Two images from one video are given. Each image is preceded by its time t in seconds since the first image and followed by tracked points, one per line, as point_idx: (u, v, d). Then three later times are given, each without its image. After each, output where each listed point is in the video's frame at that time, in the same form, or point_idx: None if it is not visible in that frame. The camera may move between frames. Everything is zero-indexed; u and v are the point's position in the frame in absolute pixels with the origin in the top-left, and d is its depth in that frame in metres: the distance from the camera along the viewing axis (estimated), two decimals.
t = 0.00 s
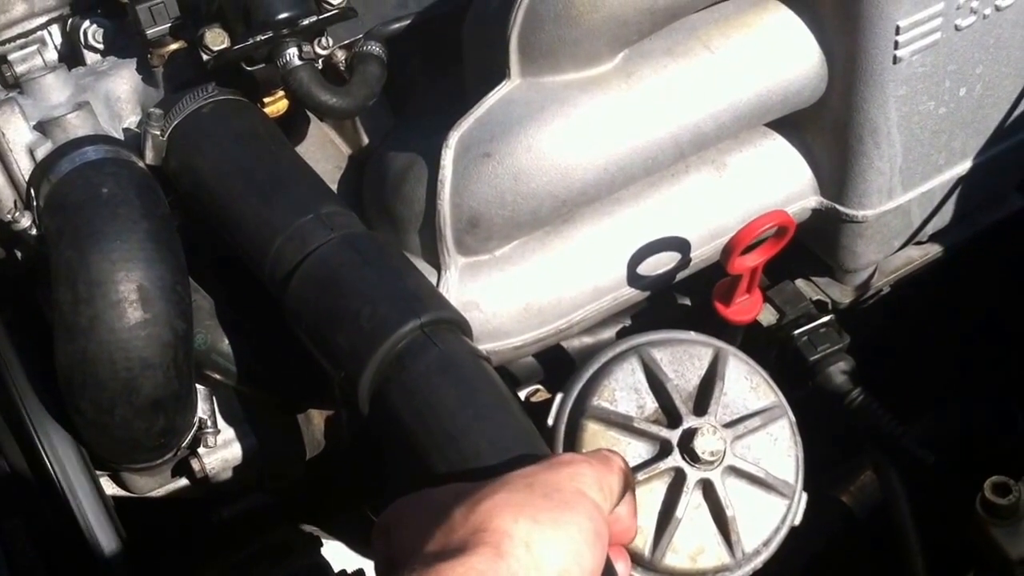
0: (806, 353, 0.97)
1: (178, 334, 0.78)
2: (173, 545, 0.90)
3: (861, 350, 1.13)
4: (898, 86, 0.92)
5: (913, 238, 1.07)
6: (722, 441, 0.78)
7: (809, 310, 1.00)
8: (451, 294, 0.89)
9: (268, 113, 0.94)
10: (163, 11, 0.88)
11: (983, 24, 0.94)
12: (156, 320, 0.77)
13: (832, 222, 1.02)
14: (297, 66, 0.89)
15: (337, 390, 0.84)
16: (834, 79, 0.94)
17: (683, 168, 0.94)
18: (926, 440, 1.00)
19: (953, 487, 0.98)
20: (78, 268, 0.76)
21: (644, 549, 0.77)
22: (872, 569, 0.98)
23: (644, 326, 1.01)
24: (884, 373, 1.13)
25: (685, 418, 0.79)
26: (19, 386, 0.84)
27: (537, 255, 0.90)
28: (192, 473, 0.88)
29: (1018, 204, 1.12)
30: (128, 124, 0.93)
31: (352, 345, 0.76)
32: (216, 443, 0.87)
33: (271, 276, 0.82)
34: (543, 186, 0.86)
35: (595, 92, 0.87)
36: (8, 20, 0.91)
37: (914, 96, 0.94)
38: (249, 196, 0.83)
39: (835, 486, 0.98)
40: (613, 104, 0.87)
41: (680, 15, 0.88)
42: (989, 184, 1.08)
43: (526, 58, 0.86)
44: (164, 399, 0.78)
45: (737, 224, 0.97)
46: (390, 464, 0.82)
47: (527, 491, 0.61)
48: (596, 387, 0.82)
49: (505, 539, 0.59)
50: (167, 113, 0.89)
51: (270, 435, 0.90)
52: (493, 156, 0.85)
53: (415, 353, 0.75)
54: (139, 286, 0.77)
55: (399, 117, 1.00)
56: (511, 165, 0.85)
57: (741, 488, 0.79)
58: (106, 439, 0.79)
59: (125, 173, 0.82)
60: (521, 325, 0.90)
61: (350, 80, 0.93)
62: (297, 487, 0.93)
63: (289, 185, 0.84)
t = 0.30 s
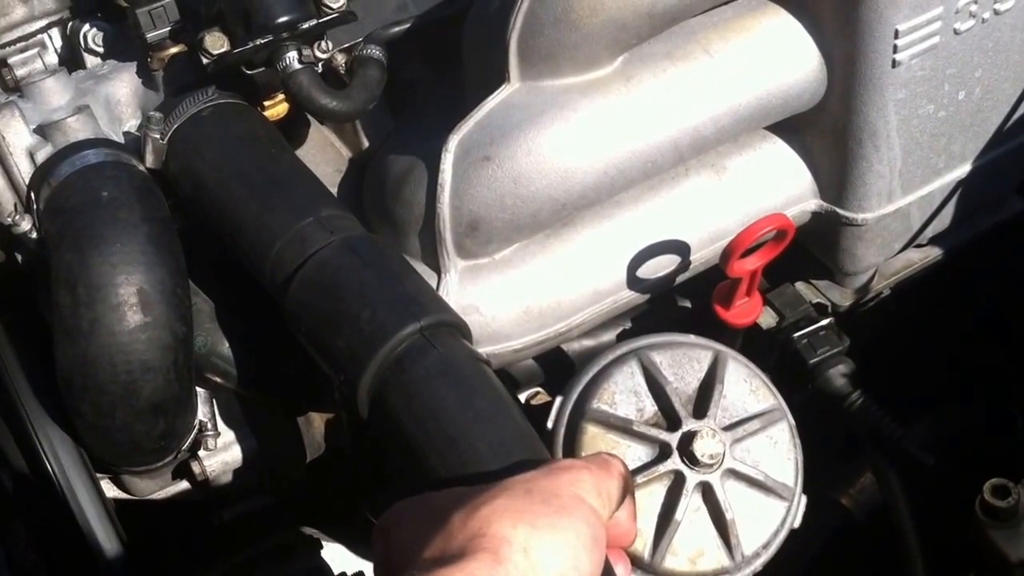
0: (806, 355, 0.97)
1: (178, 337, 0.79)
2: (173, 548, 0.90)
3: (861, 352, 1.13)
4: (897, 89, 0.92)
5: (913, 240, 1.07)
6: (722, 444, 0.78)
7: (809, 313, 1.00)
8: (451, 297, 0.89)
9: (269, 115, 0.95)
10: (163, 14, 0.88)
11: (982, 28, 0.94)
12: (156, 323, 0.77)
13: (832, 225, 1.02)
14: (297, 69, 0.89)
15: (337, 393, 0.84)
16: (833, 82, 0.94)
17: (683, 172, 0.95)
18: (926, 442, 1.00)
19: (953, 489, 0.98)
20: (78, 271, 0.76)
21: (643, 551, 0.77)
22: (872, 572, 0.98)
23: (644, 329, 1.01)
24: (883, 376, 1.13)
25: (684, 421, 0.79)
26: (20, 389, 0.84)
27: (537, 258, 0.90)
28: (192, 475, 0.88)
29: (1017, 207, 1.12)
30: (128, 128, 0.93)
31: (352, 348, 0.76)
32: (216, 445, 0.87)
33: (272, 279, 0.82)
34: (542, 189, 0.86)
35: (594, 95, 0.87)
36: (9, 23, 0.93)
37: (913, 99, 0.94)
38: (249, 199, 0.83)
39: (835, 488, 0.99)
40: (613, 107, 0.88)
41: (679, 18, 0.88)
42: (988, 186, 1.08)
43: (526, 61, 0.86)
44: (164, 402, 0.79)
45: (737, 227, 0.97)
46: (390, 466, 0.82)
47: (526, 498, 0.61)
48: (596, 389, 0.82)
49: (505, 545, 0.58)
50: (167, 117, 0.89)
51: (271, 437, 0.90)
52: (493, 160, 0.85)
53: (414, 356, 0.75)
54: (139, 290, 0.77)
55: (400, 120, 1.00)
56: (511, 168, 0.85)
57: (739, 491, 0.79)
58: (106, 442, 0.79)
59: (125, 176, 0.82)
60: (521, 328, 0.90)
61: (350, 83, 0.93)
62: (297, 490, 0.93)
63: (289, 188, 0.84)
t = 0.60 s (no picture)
0: (807, 358, 0.97)
1: (178, 340, 0.79)
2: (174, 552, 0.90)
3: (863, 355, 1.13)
4: (897, 93, 0.92)
5: (914, 243, 1.07)
6: (722, 446, 0.78)
7: (811, 316, 1.00)
8: (453, 300, 0.89)
9: (271, 119, 0.95)
10: (165, 18, 0.89)
11: (983, 31, 0.94)
12: (157, 327, 0.77)
13: (832, 228, 1.02)
14: (298, 73, 0.89)
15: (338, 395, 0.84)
16: (833, 86, 0.94)
17: (683, 175, 0.95)
18: (927, 445, 1.00)
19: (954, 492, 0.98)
20: (79, 274, 0.76)
21: (644, 554, 0.77)
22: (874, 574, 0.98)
23: (645, 332, 1.01)
24: (885, 378, 1.13)
25: (685, 423, 0.79)
26: (22, 393, 0.84)
27: (538, 261, 0.91)
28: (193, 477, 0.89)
29: (1018, 210, 1.12)
30: (129, 131, 0.94)
31: (352, 351, 0.76)
32: (219, 448, 0.89)
33: (273, 282, 0.82)
34: (543, 192, 0.86)
35: (595, 99, 0.87)
36: (9, 27, 0.92)
37: (913, 102, 0.94)
38: (251, 202, 0.84)
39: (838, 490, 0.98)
40: (613, 111, 0.88)
41: (680, 22, 0.89)
42: (988, 190, 1.08)
43: (526, 65, 0.86)
44: (166, 405, 0.79)
45: (738, 230, 0.97)
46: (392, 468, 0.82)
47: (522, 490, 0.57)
48: (597, 392, 0.82)
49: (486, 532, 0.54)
50: (169, 120, 0.90)
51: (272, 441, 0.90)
52: (494, 163, 0.85)
53: (416, 359, 0.75)
54: (140, 293, 0.77)
55: (401, 123, 1.00)
56: (511, 172, 0.85)
57: (740, 493, 0.79)
58: (108, 444, 0.79)
59: (127, 180, 0.82)
60: (523, 330, 0.90)
61: (352, 87, 0.93)
62: (299, 493, 0.93)
63: (290, 192, 0.84)
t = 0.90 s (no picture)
0: (810, 360, 0.97)
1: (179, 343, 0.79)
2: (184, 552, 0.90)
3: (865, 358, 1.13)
4: (899, 96, 0.93)
5: (917, 246, 1.07)
6: (724, 449, 0.78)
7: (814, 318, 1.00)
8: (455, 302, 0.89)
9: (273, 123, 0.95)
10: (167, 22, 0.90)
11: (985, 35, 0.95)
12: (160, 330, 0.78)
13: (834, 230, 1.02)
14: (300, 76, 0.89)
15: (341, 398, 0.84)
16: (835, 90, 0.94)
17: (686, 178, 0.95)
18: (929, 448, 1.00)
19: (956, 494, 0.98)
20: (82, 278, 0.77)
21: (646, 556, 0.77)
22: None
23: (648, 335, 1.01)
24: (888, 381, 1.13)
25: (687, 426, 0.79)
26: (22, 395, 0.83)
27: (540, 263, 0.91)
28: (197, 481, 0.87)
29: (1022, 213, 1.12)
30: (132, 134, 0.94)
31: (354, 353, 0.76)
32: (222, 450, 0.87)
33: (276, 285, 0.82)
34: (545, 196, 0.87)
35: (596, 102, 0.87)
36: (12, 30, 0.92)
37: (915, 106, 0.94)
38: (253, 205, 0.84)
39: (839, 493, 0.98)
40: (614, 114, 0.88)
41: (682, 26, 0.89)
42: (991, 193, 1.08)
43: (528, 69, 0.86)
44: (168, 407, 0.80)
45: (739, 232, 0.97)
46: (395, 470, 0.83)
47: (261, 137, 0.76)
48: (599, 395, 0.82)
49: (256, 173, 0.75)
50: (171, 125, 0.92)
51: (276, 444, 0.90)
52: (496, 167, 0.85)
53: (419, 362, 0.75)
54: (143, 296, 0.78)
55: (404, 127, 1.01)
56: (514, 175, 0.85)
57: (743, 496, 0.79)
58: (111, 448, 0.80)
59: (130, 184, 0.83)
60: (525, 333, 0.91)
61: (354, 90, 0.93)
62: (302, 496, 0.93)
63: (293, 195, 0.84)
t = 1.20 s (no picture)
0: (814, 363, 0.97)
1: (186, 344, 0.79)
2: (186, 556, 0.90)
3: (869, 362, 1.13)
4: (903, 99, 0.93)
5: (921, 249, 1.07)
6: (728, 451, 0.78)
7: (817, 321, 1.00)
8: (459, 305, 0.89)
9: (279, 125, 0.96)
10: (173, 23, 0.90)
11: (988, 38, 0.95)
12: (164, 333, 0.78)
13: (838, 233, 1.02)
14: (306, 79, 0.90)
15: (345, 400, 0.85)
16: (839, 93, 0.94)
17: (690, 181, 0.95)
18: (932, 451, 1.00)
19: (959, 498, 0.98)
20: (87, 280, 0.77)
21: (650, 558, 0.77)
22: None
23: (652, 338, 1.01)
24: (892, 385, 1.13)
25: (690, 428, 0.79)
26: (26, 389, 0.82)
27: (544, 266, 0.91)
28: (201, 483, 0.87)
29: None
30: (138, 137, 0.94)
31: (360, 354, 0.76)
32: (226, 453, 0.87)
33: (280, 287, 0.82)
34: (548, 198, 0.87)
35: (601, 104, 0.88)
36: (18, 32, 0.93)
37: (919, 109, 0.94)
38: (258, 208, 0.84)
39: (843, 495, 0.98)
40: (618, 117, 0.88)
41: (685, 29, 0.89)
42: (995, 196, 1.08)
43: (533, 71, 0.86)
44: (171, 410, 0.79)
45: (743, 234, 0.97)
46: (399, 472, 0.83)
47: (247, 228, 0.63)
48: (603, 397, 0.82)
49: (306, 301, 0.63)
50: (176, 126, 0.90)
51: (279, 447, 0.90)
52: (500, 169, 0.85)
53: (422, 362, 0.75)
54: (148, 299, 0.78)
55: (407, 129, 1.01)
56: (518, 177, 0.85)
57: (747, 497, 0.79)
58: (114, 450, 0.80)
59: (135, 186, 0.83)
60: (529, 335, 0.91)
61: (359, 92, 0.93)
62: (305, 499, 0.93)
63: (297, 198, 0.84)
